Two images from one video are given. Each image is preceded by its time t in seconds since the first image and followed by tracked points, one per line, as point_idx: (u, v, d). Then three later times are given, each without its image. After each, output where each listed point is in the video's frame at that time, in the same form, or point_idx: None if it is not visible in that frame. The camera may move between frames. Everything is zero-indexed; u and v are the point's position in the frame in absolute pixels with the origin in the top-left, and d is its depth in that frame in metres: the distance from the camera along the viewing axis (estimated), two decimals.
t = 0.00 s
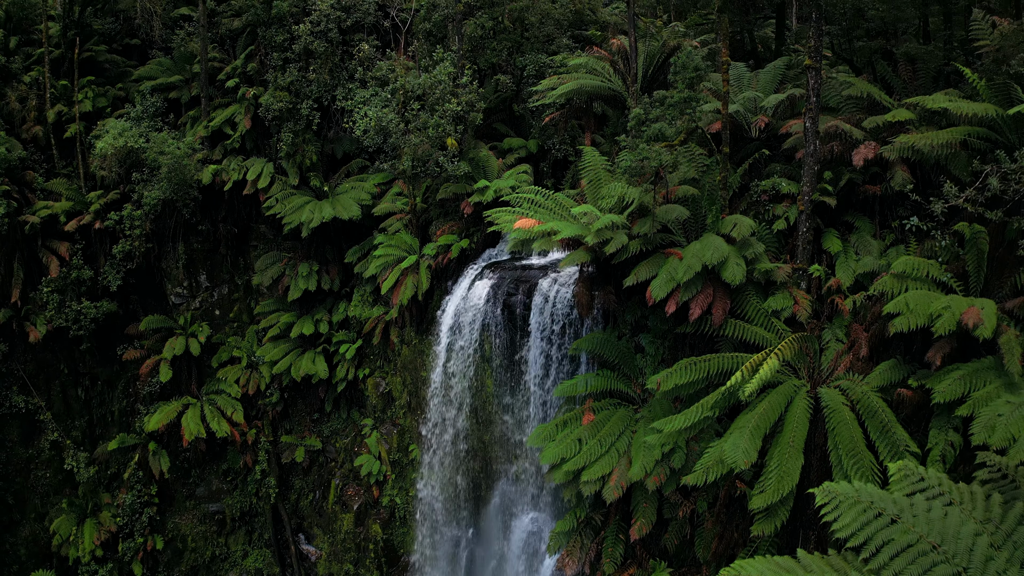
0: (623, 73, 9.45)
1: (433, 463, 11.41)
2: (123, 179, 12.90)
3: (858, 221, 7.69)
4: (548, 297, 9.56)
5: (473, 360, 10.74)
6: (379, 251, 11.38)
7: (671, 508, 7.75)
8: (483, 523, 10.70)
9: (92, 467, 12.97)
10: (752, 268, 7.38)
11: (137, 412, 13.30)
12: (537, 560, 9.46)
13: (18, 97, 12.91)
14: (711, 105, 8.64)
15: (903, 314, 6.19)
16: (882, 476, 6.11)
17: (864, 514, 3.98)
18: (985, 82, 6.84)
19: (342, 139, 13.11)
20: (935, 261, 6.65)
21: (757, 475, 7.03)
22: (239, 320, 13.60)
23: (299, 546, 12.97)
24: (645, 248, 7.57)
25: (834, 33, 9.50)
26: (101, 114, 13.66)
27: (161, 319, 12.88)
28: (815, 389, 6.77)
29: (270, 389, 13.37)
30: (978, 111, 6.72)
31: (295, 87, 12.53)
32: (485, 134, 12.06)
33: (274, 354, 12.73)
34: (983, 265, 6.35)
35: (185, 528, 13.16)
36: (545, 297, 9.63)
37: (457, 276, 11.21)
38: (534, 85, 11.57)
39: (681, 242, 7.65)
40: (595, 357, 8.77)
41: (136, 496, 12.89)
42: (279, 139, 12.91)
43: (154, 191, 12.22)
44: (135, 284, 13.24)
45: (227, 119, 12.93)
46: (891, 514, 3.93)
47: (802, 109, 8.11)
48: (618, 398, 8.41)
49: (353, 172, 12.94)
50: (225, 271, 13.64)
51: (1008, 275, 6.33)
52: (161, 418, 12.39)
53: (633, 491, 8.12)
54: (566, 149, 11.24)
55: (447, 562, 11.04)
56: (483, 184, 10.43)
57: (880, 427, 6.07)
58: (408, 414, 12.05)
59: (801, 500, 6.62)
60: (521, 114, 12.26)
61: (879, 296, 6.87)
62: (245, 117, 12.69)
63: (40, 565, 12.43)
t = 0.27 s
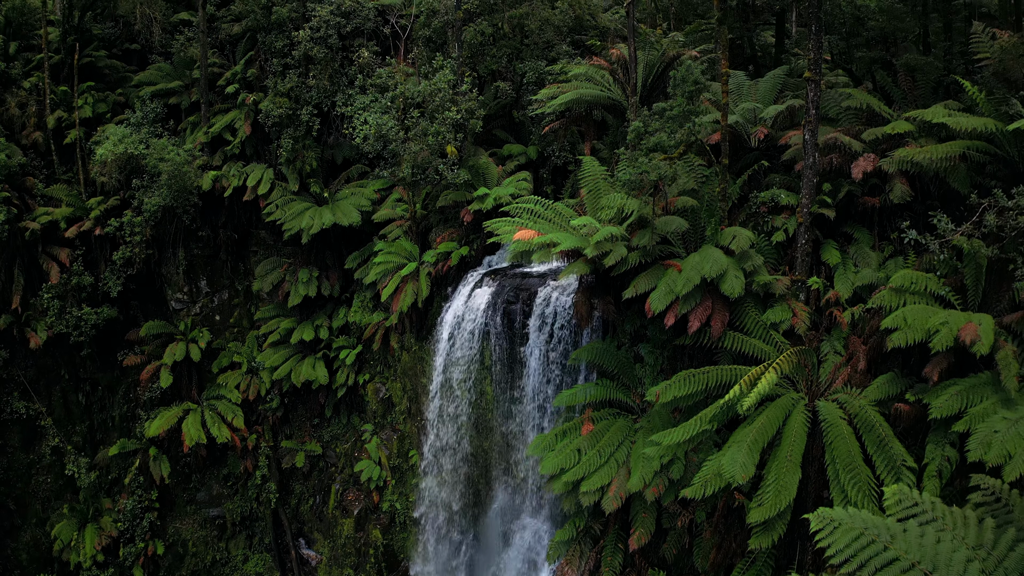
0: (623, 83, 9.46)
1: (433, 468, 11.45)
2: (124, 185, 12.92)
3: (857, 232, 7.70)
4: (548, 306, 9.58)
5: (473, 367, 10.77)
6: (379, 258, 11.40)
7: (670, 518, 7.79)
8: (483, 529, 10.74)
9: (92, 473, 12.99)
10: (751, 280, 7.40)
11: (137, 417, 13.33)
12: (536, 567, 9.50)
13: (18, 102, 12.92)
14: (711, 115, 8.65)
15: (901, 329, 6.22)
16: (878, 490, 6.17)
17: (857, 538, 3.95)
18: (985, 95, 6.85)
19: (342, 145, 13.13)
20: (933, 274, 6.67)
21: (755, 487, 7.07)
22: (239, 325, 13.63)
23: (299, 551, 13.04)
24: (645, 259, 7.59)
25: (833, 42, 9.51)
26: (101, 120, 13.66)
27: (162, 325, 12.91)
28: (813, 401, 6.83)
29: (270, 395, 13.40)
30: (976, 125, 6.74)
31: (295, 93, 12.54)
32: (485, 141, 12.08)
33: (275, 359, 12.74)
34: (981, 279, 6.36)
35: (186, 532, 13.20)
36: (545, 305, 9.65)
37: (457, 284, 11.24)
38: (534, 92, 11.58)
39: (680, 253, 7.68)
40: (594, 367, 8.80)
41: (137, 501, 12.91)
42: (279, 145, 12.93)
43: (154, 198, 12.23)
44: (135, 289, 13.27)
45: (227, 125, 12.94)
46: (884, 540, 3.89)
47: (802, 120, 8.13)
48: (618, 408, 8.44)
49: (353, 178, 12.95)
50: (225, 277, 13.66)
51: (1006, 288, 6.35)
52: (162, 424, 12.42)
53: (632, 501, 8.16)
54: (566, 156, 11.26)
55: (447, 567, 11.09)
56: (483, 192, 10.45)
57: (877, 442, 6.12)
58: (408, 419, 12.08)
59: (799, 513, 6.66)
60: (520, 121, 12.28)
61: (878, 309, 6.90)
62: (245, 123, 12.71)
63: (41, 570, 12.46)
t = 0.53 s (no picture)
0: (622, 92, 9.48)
1: (432, 474, 11.45)
2: (124, 191, 12.94)
3: (856, 244, 7.70)
4: (547, 314, 9.60)
5: (473, 374, 10.79)
6: (379, 265, 11.43)
7: (669, 528, 7.81)
8: (482, 535, 10.76)
9: (93, 478, 13.02)
10: (750, 292, 7.41)
11: (138, 422, 13.36)
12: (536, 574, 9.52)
13: (18, 108, 12.94)
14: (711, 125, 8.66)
15: (898, 344, 6.25)
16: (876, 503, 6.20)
17: (849, 563, 3.98)
18: (983, 108, 6.86)
19: (342, 151, 13.14)
20: (932, 287, 6.68)
21: (754, 498, 7.10)
22: (240, 331, 13.65)
23: (299, 556, 13.00)
24: (644, 272, 7.62)
25: (833, 51, 9.51)
26: (101, 125, 13.68)
27: (162, 330, 12.93)
28: (811, 414, 6.87)
29: (270, 400, 13.42)
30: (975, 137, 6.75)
31: (295, 99, 12.56)
32: (485, 148, 12.10)
33: (275, 365, 12.76)
34: (980, 294, 6.36)
35: (187, 537, 13.22)
36: (544, 313, 9.66)
37: (456, 291, 11.26)
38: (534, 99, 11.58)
39: (679, 265, 7.72)
40: (593, 376, 8.82)
41: (138, 506, 12.93)
42: (278, 151, 12.94)
43: (154, 204, 12.25)
44: (135, 295, 13.31)
45: (227, 131, 12.95)
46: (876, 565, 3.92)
47: (801, 131, 8.14)
48: (617, 417, 8.47)
49: (352, 184, 12.96)
50: (225, 282, 13.69)
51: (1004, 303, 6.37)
52: (162, 429, 12.45)
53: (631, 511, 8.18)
54: (565, 163, 11.26)
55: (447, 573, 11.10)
56: (482, 200, 10.47)
57: (874, 456, 6.16)
58: (408, 425, 12.10)
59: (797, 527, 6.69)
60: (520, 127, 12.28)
61: (877, 322, 6.91)
62: (244, 129, 12.72)
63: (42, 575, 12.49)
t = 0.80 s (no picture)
0: (622, 101, 9.49)
1: (433, 480, 11.48)
2: (124, 197, 12.95)
3: (855, 255, 7.72)
4: (547, 322, 9.61)
5: (473, 381, 10.81)
6: (379, 271, 11.45)
7: (668, 538, 7.84)
8: (482, 541, 10.79)
9: (94, 483, 13.04)
10: (749, 304, 7.43)
11: (138, 427, 13.38)
12: None
13: (17, 113, 12.94)
14: (711, 135, 8.66)
15: (896, 358, 6.27)
16: (873, 517, 6.24)
17: None
18: (982, 122, 6.88)
19: (342, 156, 13.15)
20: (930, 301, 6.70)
21: (752, 510, 7.14)
22: (240, 336, 13.68)
23: (299, 560, 13.11)
24: (643, 283, 7.64)
25: (833, 60, 9.50)
26: (100, 130, 13.67)
27: (162, 336, 12.96)
28: (809, 426, 6.91)
29: (271, 405, 13.45)
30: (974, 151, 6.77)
31: (295, 105, 12.57)
32: (485, 154, 12.11)
33: (275, 371, 12.78)
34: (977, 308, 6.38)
35: (187, 541, 13.24)
36: (544, 322, 9.68)
37: (456, 298, 11.28)
38: (534, 105, 11.58)
39: (678, 276, 7.74)
40: (593, 386, 8.84)
41: (139, 511, 12.95)
42: (278, 157, 12.95)
43: (155, 210, 12.27)
44: (135, 300, 13.33)
45: (227, 136, 12.96)
46: None
47: (800, 142, 8.16)
48: (616, 426, 8.50)
49: (352, 189, 12.97)
50: (225, 288, 13.71)
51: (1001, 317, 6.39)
52: (163, 435, 12.49)
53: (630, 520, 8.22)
54: (565, 171, 11.28)
55: None
56: (482, 207, 10.48)
57: (872, 470, 6.19)
58: (408, 430, 12.13)
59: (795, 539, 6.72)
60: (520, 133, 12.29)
61: (875, 334, 6.93)
62: (245, 135, 12.74)
63: None
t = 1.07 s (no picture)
0: (621, 110, 9.51)
1: (433, 486, 11.50)
2: (124, 203, 12.98)
3: (854, 266, 7.73)
4: (547, 330, 9.63)
5: (473, 388, 10.83)
6: (379, 278, 11.47)
7: (667, 548, 7.87)
8: (482, 547, 10.82)
9: (95, 488, 13.07)
10: (748, 315, 7.45)
11: (139, 432, 13.41)
12: None
13: (18, 119, 12.97)
14: (711, 146, 8.74)
15: (894, 372, 6.30)
16: (870, 530, 6.27)
17: None
18: (981, 134, 6.89)
19: (342, 162, 13.16)
20: (928, 314, 6.72)
21: (751, 521, 7.17)
22: (240, 341, 13.69)
23: (299, 564, 12.96)
24: (642, 294, 7.66)
25: (833, 69, 9.49)
26: (100, 136, 13.69)
27: (162, 341, 13.00)
28: (808, 438, 6.94)
29: (271, 410, 13.46)
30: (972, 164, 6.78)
31: (295, 111, 12.59)
32: (485, 161, 12.12)
33: (275, 376, 12.79)
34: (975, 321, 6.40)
35: (188, 546, 13.25)
36: (543, 330, 9.70)
37: (456, 305, 11.30)
38: (534, 111, 11.58)
39: (677, 287, 7.76)
40: (592, 395, 8.87)
41: (140, 516, 12.97)
42: (278, 163, 12.97)
43: (155, 216, 12.29)
44: (136, 305, 13.36)
45: (227, 142, 12.98)
46: None
47: (799, 153, 8.17)
48: (616, 436, 8.53)
49: (352, 195, 12.99)
50: (225, 293, 13.73)
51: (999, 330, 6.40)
52: (163, 440, 12.52)
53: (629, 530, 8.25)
54: (565, 177, 11.28)
55: None
56: (482, 215, 10.50)
57: (869, 483, 6.22)
58: (408, 436, 12.13)
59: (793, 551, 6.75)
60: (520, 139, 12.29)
61: (873, 346, 6.95)
62: (244, 141, 12.76)
63: None
